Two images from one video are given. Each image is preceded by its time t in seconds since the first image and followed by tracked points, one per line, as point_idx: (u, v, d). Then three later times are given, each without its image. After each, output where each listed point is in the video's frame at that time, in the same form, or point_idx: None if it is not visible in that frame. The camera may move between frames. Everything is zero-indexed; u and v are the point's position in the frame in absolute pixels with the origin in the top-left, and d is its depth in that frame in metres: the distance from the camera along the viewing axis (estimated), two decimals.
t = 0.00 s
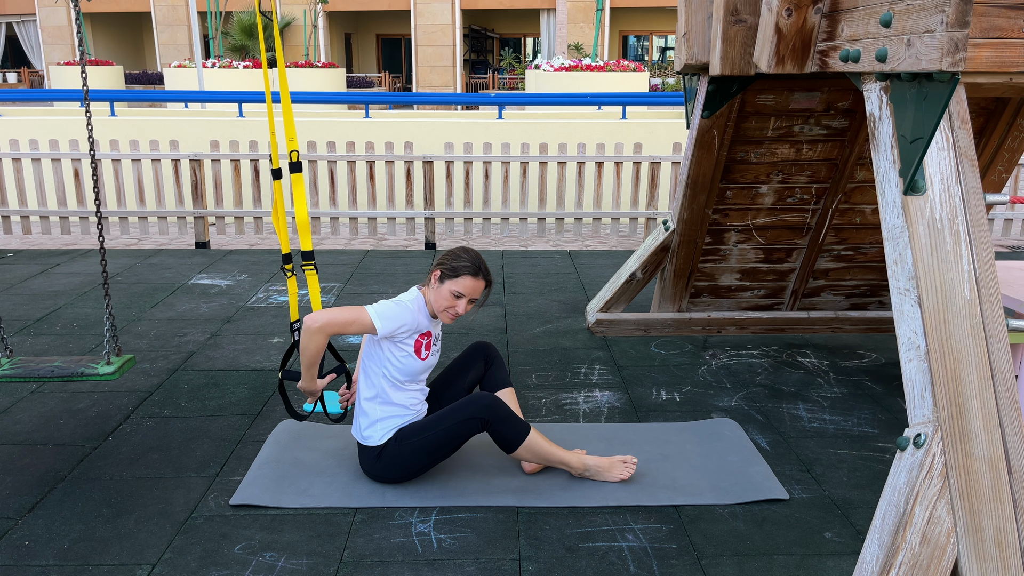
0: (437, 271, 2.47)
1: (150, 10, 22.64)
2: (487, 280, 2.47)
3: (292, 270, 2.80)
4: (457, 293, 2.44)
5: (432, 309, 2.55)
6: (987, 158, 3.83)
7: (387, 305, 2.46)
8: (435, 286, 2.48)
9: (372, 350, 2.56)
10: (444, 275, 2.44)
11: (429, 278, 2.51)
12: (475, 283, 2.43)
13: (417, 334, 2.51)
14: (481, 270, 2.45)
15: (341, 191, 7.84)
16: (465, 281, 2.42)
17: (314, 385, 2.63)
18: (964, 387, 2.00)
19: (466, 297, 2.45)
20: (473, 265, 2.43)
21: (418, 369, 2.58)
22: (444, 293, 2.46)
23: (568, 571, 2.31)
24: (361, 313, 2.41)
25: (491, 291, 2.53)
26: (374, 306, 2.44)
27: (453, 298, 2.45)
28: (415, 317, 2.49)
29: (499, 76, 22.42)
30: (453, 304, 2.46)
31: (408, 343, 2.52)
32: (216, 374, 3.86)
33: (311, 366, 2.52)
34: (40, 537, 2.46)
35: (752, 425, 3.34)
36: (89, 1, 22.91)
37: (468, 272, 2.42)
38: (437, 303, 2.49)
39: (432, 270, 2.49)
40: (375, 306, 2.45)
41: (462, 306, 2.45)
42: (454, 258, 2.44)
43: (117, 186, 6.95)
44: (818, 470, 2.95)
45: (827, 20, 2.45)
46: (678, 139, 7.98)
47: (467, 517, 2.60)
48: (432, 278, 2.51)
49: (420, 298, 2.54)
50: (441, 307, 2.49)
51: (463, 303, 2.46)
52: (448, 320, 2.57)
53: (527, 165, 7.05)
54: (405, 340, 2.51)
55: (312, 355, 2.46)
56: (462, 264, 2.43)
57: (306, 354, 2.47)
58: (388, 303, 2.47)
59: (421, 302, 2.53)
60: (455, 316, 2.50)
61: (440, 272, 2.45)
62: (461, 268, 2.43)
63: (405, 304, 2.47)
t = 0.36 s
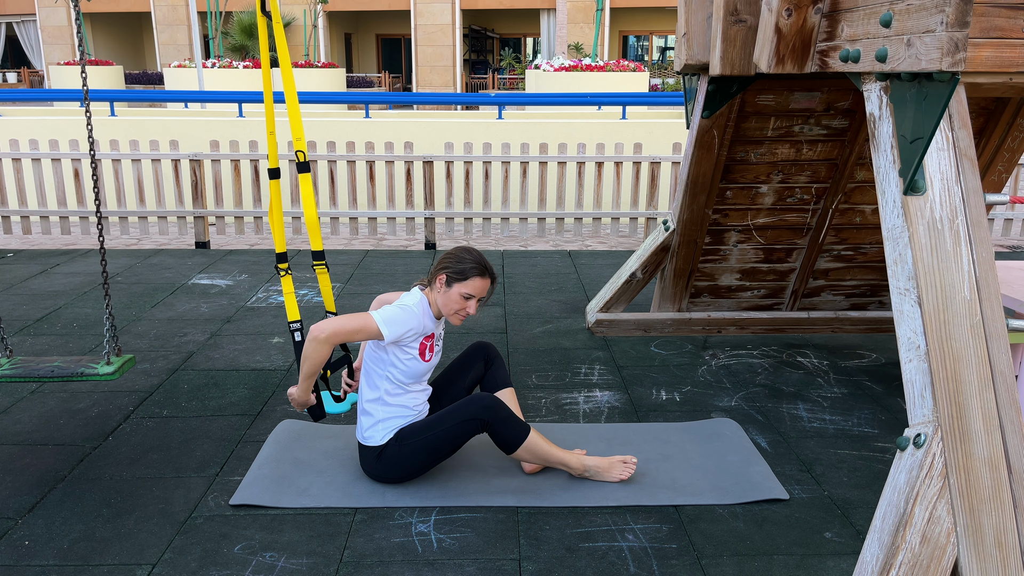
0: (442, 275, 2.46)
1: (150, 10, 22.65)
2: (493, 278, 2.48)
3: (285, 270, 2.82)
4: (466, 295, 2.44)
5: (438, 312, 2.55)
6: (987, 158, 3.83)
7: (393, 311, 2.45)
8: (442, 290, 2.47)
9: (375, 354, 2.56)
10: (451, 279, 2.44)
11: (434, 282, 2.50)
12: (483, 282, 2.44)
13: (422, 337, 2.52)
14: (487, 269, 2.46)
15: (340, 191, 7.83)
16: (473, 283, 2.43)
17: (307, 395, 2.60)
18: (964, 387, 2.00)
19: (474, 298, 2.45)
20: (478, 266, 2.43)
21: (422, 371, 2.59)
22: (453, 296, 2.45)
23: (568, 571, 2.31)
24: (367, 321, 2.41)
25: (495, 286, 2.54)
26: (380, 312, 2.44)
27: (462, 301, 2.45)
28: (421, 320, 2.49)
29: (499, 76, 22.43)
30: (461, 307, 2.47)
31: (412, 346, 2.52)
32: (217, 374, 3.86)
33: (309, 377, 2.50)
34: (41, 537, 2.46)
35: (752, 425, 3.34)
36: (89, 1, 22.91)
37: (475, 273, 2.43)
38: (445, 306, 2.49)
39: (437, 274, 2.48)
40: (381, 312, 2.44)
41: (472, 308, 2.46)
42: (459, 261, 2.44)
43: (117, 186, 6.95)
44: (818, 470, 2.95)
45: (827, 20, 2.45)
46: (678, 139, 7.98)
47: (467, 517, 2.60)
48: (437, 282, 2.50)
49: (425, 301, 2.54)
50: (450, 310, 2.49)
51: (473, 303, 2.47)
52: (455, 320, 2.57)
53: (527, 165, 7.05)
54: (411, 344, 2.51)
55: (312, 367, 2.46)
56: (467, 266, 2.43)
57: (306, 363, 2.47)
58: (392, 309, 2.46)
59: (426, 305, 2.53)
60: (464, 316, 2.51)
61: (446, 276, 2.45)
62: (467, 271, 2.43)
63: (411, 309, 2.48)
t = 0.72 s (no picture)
0: (445, 277, 2.47)
1: (150, 10, 22.65)
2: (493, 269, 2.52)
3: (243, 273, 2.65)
4: (473, 291, 2.48)
5: (441, 311, 2.56)
6: (988, 158, 3.83)
7: (394, 316, 2.44)
8: (446, 291, 2.49)
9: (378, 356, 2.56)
10: (455, 279, 2.46)
11: (436, 284, 2.50)
12: (488, 276, 2.48)
13: (425, 337, 2.53)
14: (488, 262, 2.49)
15: (340, 191, 7.84)
16: (479, 279, 2.46)
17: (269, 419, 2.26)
18: (964, 387, 2.00)
19: (481, 292, 2.50)
20: (480, 261, 2.46)
21: (425, 371, 2.60)
22: (460, 295, 2.48)
23: (567, 571, 2.31)
24: (370, 330, 2.37)
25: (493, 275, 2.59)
26: (382, 320, 2.41)
27: (469, 297, 2.49)
28: (424, 321, 2.50)
29: (499, 76, 22.43)
30: (470, 303, 2.51)
31: (416, 347, 2.52)
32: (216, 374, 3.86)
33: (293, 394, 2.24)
34: (41, 537, 2.46)
35: (752, 425, 3.34)
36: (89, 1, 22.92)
37: (479, 269, 2.46)
38: (452, 305, 2.52)
39: (439, 276, 2.48)
40: (382, 320, 2.42)
41: (481, 303, 2.50)
42: (459, 260, 2.45)
43: (117, 186, 6.95)
44: (818, 470, 2.95)
45: (827, 20, 2.45)
46: (678, 139, 7.98)
47: (467, 518, 2.60)
48: (438, 283, 2.50)
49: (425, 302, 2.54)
50: (458, 308, 2.52)
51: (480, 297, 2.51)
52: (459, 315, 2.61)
53: (527, 165, 7.05)
54: (415, 347, 2.52)
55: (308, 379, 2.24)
56: (470, 264, 2.45)
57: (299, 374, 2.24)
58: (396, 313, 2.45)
59: (428, 306, 2.53)
60: (472, 311, 2.56)
61: (450, 277, 2.46)
62: (471, 268, 2.45)
63: (413, 311, 2.47)
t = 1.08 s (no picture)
0: (432, 270, 2.50)
1: (150, 10, 22.65)
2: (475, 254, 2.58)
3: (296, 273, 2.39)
4: (462, 277, 2.53)
5: (432, 305, 2.59)
6: (987, 158, 3.83)
7: (389, 322, 2.43)
8: (435, 283, 2.52)
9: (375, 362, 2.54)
10: (442, 270, 2.50)
11: (423, 279, 2.53)
12: (472, 261, 2.54)
13: (421, 334, 2.54)
14: (470, 247, 2.55)
15: (340, 191, 7.83)
16: (465, 264, 2.51)
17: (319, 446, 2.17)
18: (964, 387, 2.00)
19: (469, 278, 2.55)
20: (462, 247, 2.51)
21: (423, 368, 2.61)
22: (450, 285, 2.52)
23: (567, 571, 2.31)
24: (373, 344, 2.36)
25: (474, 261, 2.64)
26: (379, 330, 2.40)
27: (459, 285, 2.53)
28: (417, 317, 2.52)
29: (499, 76, 22.43)
30: (460, 291, 2.55)
31: (413, 345, 2.52)
32: (216, 374, 3.86)
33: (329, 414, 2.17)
34: (40, 537, 2.46)
35: (752, 425, 3.34)
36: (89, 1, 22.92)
37: (463, 256, 2.51)
38: (443, 296, 2.55)
39: (425, 271, 2.51)
40: (379, 329, 2.41)
41: (471, 288, 2.55)
42: (443, 250, 2.50)
43: (117, 186, 6.95)
44: (818, 470, 2.95)
45: (827, 20, 2.45)
46: (678, 139, 7.98)
47: (468, 517, 2.60)
48: (424, 278, 2.53)
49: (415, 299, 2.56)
50: (449, 298, 2.55)
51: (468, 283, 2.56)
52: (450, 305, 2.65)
53: (527, 165, 7.05)
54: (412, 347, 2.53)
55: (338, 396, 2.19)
56: (454, 252, 2.50)
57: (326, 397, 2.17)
58: (389, 316, 2.44)
59: (419, 303, 2.55)
60: (462, 299, 2.60)
61: (436, 269, 2.50)
62: (455, 255, 2.50)
63: (404, 311, 2.46)
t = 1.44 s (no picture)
0: (403, 259, 2.51)
1: (150, 10, 22.66)
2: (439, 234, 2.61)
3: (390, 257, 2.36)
4: (434, 259, 2.55)
5: (411, 296, 2.60)
6: (988, 158, 3.83)
7: (379, 325, 2.42)
8: (410, 271, 2.53)
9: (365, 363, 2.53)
10: (413, 257, 2.51)
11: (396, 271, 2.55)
12: (440, 242, 2.56)
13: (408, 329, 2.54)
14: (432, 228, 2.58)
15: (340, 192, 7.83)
16: (434, 247, 2.54)
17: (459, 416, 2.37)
18: (964, 387, 2.00)
19: (441, 259, 2.57)
20: (427, 231, 2.54)
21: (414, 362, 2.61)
22: (425, 270, 2.54)
23: (567, 571, 2.31)
24: (378, 352, 2.37)
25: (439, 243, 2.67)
26: (377, 337, 2.40)
27: (433, 268, 2.55)
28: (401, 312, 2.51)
29: (499, 76, 22.43)
30: (436, 273, 2.57)
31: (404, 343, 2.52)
32: (216, 374, 3.86)
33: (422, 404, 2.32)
34: (41, 537, 2.46)
35: (752, 425, 3.34)
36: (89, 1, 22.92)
37: (430, 238, 2.53)
38: (420, 283, 2.57)
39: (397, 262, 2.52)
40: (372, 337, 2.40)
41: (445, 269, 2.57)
42: (409, 237, 2.51)
43: (117, 186, 6.95)
44: (818, 470, 2.95)
45: (827, 20, 2.45)
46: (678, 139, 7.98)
47: (467, 517, 2.60)
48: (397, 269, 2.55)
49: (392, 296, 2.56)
50: (426, 282, 2.57)
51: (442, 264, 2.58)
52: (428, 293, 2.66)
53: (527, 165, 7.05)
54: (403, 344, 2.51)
55: (402, 394, 2.32)
56: (420, 236, 2.52)
57: (396, 405, 2.30)
58: (376, 320, 2.44)
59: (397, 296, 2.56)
60: (439, 282, 2.62)
61: (408, 257, 2.51)
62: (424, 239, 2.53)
63: (387, 310, 2.45)
